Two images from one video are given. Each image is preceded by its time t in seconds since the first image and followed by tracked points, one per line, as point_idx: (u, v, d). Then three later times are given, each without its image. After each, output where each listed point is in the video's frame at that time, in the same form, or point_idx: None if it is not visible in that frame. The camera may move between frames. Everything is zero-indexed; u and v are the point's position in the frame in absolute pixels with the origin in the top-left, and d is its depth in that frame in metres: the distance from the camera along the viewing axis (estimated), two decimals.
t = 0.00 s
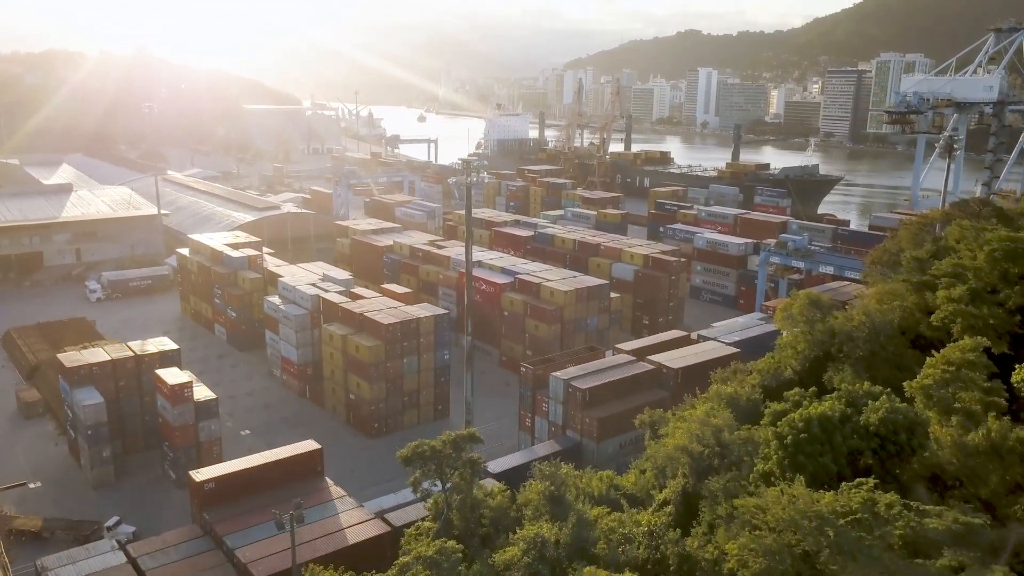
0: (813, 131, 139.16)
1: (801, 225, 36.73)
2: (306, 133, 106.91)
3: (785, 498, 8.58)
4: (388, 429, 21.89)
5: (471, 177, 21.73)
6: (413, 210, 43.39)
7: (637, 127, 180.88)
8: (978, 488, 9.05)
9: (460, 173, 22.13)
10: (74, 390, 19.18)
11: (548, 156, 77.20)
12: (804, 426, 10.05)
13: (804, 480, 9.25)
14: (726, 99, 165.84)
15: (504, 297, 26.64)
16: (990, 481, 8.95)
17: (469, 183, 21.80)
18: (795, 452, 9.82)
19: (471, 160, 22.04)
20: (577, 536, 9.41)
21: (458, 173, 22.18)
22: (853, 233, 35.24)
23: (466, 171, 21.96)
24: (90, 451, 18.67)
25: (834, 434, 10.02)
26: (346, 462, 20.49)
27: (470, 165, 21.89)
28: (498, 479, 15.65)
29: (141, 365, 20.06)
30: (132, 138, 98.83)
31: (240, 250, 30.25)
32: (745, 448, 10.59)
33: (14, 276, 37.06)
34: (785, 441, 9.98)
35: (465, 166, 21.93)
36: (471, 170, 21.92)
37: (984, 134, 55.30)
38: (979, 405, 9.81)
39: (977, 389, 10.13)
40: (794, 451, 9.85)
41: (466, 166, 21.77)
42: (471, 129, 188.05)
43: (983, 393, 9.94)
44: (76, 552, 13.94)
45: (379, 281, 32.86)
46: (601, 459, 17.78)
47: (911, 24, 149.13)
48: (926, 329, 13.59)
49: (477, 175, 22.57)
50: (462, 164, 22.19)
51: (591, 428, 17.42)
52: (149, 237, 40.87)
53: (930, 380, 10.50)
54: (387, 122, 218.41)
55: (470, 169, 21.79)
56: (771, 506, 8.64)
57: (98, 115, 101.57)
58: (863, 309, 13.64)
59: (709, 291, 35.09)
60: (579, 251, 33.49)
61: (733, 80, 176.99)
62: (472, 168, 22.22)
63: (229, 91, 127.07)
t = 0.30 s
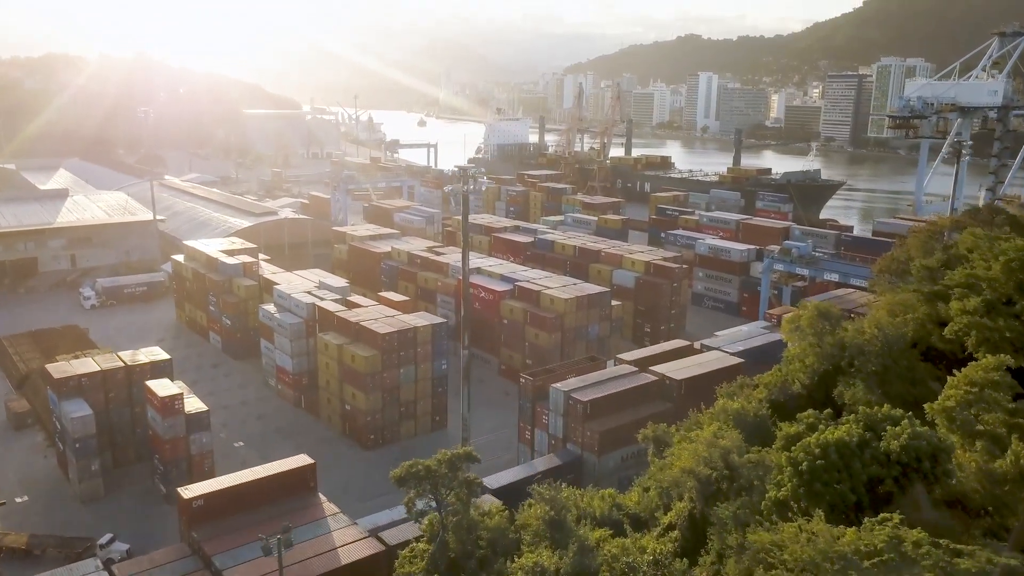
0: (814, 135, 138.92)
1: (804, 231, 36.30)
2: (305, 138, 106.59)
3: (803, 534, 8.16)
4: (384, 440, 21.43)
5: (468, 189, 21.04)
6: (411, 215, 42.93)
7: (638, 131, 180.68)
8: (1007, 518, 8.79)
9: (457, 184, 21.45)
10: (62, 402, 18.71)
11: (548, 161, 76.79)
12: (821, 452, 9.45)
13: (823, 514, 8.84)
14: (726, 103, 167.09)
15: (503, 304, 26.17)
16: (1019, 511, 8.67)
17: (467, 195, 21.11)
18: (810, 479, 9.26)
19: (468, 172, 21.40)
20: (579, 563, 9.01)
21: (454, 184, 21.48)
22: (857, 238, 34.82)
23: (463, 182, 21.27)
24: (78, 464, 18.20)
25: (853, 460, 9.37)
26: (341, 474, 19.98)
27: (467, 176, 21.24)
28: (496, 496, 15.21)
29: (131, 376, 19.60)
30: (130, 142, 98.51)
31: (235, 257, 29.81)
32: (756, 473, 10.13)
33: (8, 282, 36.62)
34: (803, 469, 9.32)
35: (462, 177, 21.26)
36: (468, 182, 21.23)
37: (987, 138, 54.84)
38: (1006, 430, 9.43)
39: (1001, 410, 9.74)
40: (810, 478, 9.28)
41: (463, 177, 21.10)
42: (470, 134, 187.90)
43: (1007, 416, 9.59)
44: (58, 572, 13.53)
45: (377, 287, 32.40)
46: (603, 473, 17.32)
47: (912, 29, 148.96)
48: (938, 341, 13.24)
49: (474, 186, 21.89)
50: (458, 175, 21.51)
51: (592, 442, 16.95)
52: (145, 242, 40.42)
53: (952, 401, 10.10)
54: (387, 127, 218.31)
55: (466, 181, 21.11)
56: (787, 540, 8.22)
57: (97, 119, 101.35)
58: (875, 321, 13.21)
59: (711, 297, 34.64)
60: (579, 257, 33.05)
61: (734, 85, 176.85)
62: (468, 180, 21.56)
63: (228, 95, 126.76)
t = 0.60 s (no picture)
0: (814, 140, 138.64)
1: (806, 237, 35.88)
2: (305, 142, 106.28)
3: None
4: (380, 452, 20.94)
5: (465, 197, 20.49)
6: (410, 220, 42.47)
7: (638, 136, 180.50)
8: None
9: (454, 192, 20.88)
10: (50, 414, 18.23)
11: (548, 165, 76.39)
12: (840, 482, 9.03)
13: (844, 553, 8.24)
14: (726, 107, 168.98)
15: (502, 312, 25.67)
16: None
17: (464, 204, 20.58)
18: (828, 510, 8.85)
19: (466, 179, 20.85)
20: None
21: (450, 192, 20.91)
22: (860, 245, 34.39)
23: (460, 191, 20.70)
24: (65, 478, 17.71)
25: (876, 488, 8.89)
26: (336, 487, 19.48)
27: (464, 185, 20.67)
28: (493, 514, 14.73)
29: (121, 387, 19.14)
30: (129, 146, 98.20)
31: (230, 264, 29.35)
32: (766, 500, 9.61)
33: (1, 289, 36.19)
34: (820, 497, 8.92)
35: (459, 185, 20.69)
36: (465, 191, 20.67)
37: (990, 143, 54.37)
38: None
39: None
40: (828, 510, 8.85)
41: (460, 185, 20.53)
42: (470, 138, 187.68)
43: None
44: None
45: (374, 294, 31.94)
46: (605, 488, 16.83)
47: (912, 33, 148.75)
48: (950, 353, 12.79)
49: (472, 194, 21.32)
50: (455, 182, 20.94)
51: (593, 456, 16.48)
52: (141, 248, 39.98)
53: (975, 423, 9.53)
54: (387, 131, 218.03)
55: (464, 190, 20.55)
56: None
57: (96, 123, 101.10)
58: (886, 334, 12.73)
59: (714, 304, 34.22)
60: (579, 263, 32.57)
61: (734, 89, 176.64)
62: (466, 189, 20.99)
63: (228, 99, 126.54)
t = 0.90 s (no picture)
0: (815, 144, 138.28)
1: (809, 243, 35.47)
2: (304, 146, 105.97)
3: None
4: (376, 465, 20.45)
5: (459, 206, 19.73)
6: (409, 226, 42.04)
7: (638, 140, 180.33)
8: None
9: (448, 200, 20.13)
10: (36, 427, 17.75)
11: (548, 170, 76.03)
12: (862, 516, 8.29)
13: None
14: (726, 112, 166.31)
15: (501, 321, 25.19)
16: None
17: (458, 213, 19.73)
18: (848, 547, 8.12)
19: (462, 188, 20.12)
20: None
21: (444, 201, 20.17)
22: (866, 251, 34.04)
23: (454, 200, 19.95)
24: (51, 494, 17.21)
25: (900, 525, 8.23)
26: (331, 501, 18.98)
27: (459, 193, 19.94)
28: (491, 533, 14.26)
29: (110, 400, 18.67)
30: (128, 151, 97.92)
31: (225, 271, 28.89)
32: (780, 530, 9.00)
33: None
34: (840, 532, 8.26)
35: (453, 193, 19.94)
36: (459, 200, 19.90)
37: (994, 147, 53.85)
38: None
39: None
40: (848, 547, 8.12)
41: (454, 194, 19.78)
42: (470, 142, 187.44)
43: None
44: None
45: (372, 302, 31.48)
46: (606, 504, 16.32)
47: (913, 38, 148.50)
48: (964, 366, 12.35)
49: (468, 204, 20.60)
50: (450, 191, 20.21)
51: (594, 471, 15.99)
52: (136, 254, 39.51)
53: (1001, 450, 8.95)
54: (387, 136, 217.83)
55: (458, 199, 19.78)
56: None
57: (95, 128, 100.91)
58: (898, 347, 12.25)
59: (716, 311, 33.77)
60: (579, 270, 32.09)
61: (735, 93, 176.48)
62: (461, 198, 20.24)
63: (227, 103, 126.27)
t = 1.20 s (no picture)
0: (815, 149, 137.95)
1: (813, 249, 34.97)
2: (303, 151, 105.60)
3: None
4: (371, 479, 19.94)
5: (454, 219, 17.50)
6: (407, 231, 41.54)
7: (638, 144, 180.01)
8: None
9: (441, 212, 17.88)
10: (20, 441, 17.24)
11: (548, 175, 75.56)
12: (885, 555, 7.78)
13: None
14: (726, 116, 166.06)
15: (500, 329, 24.69)
16: None
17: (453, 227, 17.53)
18: None
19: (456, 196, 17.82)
20: None
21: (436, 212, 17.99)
22: (871, 257, 33.67)
23: (449, 210, 17.63)
24: (36, 509, 16.69)
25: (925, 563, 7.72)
26: (325, 516, 18.45)
27: (453, 202, 17.62)
28: (489, 554, 13.76)
29: (97, 411, 18.16)
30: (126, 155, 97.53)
31: (220, 278, 28.40)
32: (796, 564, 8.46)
33: None
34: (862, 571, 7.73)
35: (447, 204, 17.65)
36: (455, 211, 17.60)
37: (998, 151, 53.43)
38: None
39: None
40: None
41: (448, 203, 17.50)
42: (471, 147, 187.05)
43: None
44: None
45: (369, 309, 31.00)
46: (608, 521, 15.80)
47: (914, 42, 148.33)
48: (980, 379, 11.88)
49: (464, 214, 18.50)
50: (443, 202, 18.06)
51: (595, 487, 15.48)
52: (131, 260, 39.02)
53: None
54: (387, 140, 217.59)
55: (452, 210, 17.50)
56: None
57: (93, 132, 100.55)
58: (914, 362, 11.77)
59: (718, 318, 33.29)
60: (580, 277, 31.58)
61: (736, 98, 176.14)
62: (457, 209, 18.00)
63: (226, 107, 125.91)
